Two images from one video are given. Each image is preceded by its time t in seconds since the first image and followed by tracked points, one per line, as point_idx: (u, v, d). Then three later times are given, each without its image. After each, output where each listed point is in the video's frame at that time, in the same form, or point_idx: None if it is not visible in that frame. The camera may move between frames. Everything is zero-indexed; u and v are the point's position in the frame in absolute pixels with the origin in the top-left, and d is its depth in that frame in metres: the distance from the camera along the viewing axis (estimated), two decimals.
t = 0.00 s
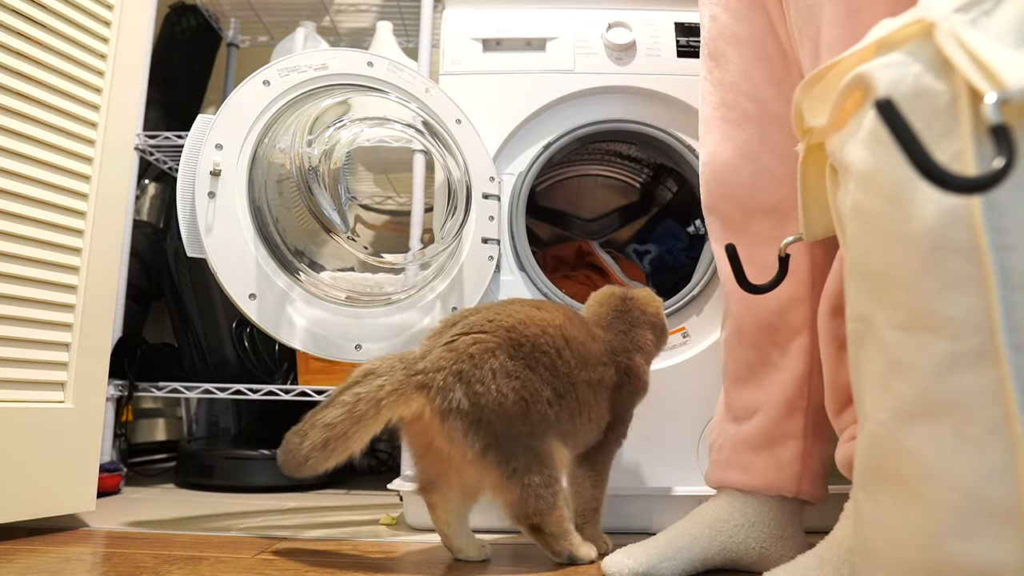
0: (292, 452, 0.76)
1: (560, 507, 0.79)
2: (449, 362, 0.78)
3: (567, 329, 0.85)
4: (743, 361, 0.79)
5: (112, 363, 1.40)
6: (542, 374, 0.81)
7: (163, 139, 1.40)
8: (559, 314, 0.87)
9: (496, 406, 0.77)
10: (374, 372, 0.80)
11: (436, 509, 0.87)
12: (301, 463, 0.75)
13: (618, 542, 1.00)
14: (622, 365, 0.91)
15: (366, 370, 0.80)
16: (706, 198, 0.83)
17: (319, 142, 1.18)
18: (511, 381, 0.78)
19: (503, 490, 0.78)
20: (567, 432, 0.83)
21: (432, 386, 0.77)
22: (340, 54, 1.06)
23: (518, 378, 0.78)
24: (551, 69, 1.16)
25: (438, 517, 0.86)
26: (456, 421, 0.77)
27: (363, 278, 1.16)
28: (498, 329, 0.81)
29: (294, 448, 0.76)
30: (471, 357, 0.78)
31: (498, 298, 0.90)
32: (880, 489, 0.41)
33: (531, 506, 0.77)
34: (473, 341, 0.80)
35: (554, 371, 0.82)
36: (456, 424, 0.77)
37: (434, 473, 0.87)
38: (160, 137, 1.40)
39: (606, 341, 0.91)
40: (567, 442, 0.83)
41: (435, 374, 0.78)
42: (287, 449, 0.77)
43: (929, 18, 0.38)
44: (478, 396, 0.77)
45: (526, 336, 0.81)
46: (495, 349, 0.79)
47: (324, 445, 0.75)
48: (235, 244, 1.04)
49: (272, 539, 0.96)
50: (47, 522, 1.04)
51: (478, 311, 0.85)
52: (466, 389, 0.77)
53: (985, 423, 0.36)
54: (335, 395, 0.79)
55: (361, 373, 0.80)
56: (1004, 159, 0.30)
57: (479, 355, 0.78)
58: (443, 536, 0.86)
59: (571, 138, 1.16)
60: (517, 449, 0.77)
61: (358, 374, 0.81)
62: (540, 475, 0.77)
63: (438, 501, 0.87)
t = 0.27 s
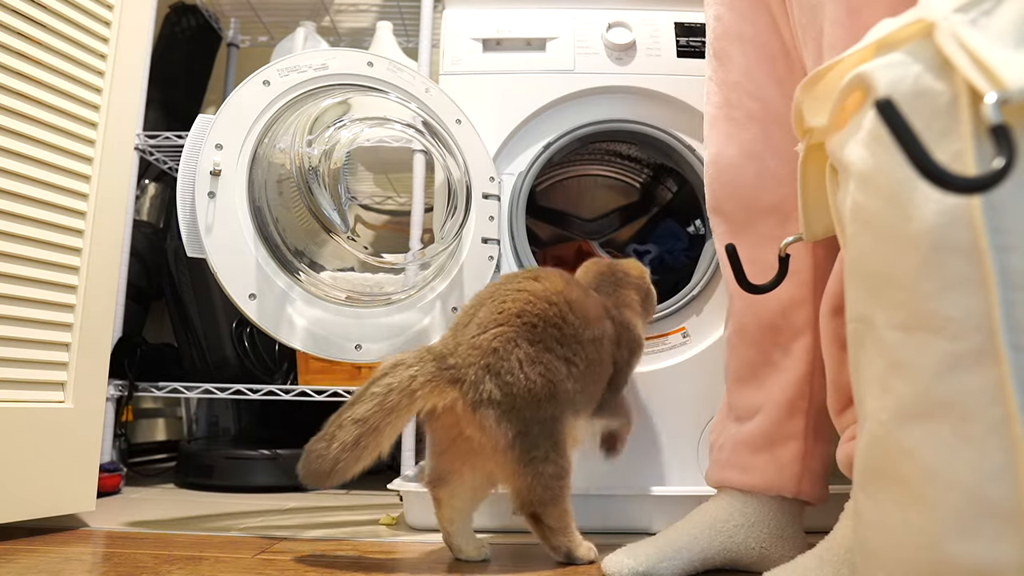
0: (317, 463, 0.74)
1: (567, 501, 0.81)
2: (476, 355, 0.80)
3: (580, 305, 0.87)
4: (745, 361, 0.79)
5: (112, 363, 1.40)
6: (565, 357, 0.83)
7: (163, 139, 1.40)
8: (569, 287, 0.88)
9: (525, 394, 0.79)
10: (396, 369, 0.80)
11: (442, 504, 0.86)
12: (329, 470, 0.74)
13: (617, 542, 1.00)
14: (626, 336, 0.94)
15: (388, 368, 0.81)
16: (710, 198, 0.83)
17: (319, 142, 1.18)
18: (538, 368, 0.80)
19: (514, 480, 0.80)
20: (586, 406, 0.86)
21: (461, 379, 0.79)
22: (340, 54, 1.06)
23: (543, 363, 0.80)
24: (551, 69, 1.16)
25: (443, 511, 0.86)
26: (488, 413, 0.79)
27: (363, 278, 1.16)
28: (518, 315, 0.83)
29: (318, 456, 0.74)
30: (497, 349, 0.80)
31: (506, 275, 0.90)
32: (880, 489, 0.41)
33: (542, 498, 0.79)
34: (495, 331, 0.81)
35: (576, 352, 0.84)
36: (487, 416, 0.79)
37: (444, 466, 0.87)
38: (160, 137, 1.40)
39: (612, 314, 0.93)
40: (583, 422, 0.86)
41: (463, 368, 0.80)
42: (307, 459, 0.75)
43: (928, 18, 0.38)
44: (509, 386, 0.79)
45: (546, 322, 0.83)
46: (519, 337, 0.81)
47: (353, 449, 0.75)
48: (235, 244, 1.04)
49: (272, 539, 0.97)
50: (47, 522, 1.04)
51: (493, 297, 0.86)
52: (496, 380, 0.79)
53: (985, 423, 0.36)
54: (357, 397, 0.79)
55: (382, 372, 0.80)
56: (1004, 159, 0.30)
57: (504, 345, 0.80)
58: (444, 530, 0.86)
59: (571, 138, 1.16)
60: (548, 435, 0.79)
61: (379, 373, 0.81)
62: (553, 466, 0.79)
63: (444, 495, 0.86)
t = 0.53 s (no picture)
0: (357, 443, 0.75)
1: (574, 499, 0.84)
2: (516, 341, 0.85)
3: (605, 294, 0.93)
4: (745, 361, 0.79)
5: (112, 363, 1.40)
6: (594, 345, 0.89)
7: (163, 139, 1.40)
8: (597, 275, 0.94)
9: (559, 380, 0.85)
10: (438, 349, 0.84)
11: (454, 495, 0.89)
12: (372, 446, 0.76)
13: (617, 542, 1.00)
14: (638, 320, 1.00)
15: (429, 348, 0.85)
16: (711, 198, 0.83)
17: (319, 142, 1.18)
18: (571, 356, 0.86)
19: (529, 466, 0.84)
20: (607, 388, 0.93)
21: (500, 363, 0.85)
22: (340, 54, 1.06)
23: (576, 352, 0.87)
24: (551, 69, 1.16)
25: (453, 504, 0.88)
26: (521, 396, 0.83)
27: (363, 278, 1.16)
28: (554, 304, 0.89)
29: (360, 432, 0.76)
30: (536, 336, 0.86)
31: (538, 263, 0.96)
32: (880, 489, 0.41)
33: (554, 491, 0.83)
34: (534, 319, 0.87)
35: (603, 342, 0.90)
36: (520, 400, 0.84)
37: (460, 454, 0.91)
38: (160, 137, 1.40)
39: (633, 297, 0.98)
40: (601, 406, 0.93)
41: (503, 352, 0.85)
42: (343, 441, 0.76)
43: (928, 18, 0.38)
44: (545, 371, 0.84)
45: (579, 313, 0.89)
46: (555, 326, 0.87)
47: (394, 425, 0.77)
48: (235, 244, 1.04)
49: (272, 539, 0.96)
50: (46, 522, 1.04)
51: (528, 286, 0.92)
52: (534, 365, 0.84)
53: (985, 423, 0.36)
54: (399, 375, 0.82)
55: (424, 351, 0.84)
56: (1004, 160, 0.30)
57: (542, 333, 0.86)
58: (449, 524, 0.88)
59: (570, 138, 1.16)
60: (574, 422, 0.85)
61: (420, 352, 0.84)
62: (569, 458, 0.83)
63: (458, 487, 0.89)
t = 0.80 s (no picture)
0: (422, 424, 0.75)
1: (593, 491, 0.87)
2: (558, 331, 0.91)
3: (636, 288, 0.98)
4: (745, 361, 0.79)
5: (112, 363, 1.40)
6: (625, 339, 0.94)
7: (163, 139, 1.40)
8: (629, 269, 1.00)
9: (595, 371, 0.89)
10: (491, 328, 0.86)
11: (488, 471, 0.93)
12: (439, 426, 0.76)
13: (616, 541, 1.01)
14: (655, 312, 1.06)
15: (477, 326, 0.86)
16: (711, 198, 0.83)
17: (319, 142, 1.17)
18: (608, 348, 0.91)
19: (552, 453, 0.87)
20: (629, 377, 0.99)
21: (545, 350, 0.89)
22: (340, 54, 1.06)
23: (611, 346, 0.92)
24: (551, 68, 1.16)
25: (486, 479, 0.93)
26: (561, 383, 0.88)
27: (363, 278, 1.17)
28: (592, 299, 0.94)
29: (427, 412, 0.75)
30: (576, 328, 0.91)
31: (572, 260, 1.01)
32: (880, 489, 0.41)
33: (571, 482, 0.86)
34: (574, 312, 0.92)
35: (634, 337, 0.95)
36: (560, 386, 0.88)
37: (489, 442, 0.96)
38: (160, 137, 1.40)
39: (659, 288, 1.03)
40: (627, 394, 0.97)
41: (547, 340, 0.90)
42: (406, 424, 0.75)
43: (929, 18, 0.38)
44: (585, 361, 0.89)
45: (614, 307, 0.95)
46: (594, 320, 0.93)
47: (454, 403, 0.77)
48: (235, 244, 1.04)
49: (272, 539, 0.96)
50: (46, 522, 1.04)
51: (565, 282, 0.97)
52: (574, 355, 0.89)
53: (985, 423, 0.36)
54: (453, 351, 0.82)
55: (472, 329, 0.85)
56: (1004, 160, 0.30)
57: (580, 326, 0.92)
58: (484, 498, 0.91)
59: (570, 138, 1.16)
60: (604, 412, 0.89)
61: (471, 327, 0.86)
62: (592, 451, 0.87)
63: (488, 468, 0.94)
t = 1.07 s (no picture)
0: (468, 400, 0.76)
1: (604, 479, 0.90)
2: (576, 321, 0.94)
3: (633, 279, 1.00)
4: (745, 361, 0.79)
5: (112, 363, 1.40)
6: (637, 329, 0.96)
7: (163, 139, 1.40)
8: (626, 260, 1.01)
9: (613, 359, 0.93)
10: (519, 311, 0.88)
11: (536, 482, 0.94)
12: (482, 405, 0.77)
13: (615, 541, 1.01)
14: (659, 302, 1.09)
15: (508, 305, 0.89)
16: (711, 198, 0.83)
17: (319, 142, 1.18)
18: (621, 338, 0.94)
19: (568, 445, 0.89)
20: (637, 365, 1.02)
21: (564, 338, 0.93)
22: (339, 54, 1.06)
23: (626, 336, 0.95)
24: (551, 69, 1.16)
25: (533, 490, 0.93)
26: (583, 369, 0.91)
27: (363, 278, 1.17)
28: (598, 292, 0.97)
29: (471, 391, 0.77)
30: (589, 319, 0.94)
31: (571, 256, 1.03)
32: (880, 489, 0.41)
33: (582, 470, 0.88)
34: (586, 304, 0.96)
35: (640, 325, 0.97)
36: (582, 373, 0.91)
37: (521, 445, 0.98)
38: (160, 137, 1.40)
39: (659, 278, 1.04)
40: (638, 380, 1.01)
41: (565, 328, 0.93)
42: (451, 402, 0.76)
43: (928, 18, 0.38)
44: (601, 350, 0.93)
45: (625, 298, 0.97)
46: (603, 311, 0.95)
47: (494, 377, 0.80)
48: (235, 244, 1.04)
49: (272, 539, 0.96)
50: (46, 522, 1.04)
51: (568, 279, 1.00)
52: (591, 343, 0.93)
53: (985, 423, 0.36)
54: (489, 333, 0.84)
55: (503, 309, 0.88)
56: (1004, 160, 0.30)
57: (595, 318, 0.94)
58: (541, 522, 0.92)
59: (570, 138, 1.16)
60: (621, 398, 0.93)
61: (499, 310, 0.87)
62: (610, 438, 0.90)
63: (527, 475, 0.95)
